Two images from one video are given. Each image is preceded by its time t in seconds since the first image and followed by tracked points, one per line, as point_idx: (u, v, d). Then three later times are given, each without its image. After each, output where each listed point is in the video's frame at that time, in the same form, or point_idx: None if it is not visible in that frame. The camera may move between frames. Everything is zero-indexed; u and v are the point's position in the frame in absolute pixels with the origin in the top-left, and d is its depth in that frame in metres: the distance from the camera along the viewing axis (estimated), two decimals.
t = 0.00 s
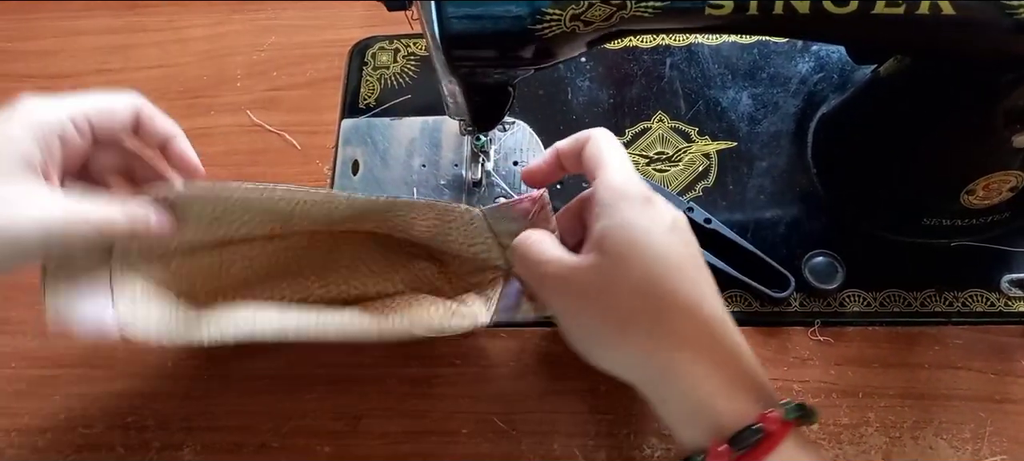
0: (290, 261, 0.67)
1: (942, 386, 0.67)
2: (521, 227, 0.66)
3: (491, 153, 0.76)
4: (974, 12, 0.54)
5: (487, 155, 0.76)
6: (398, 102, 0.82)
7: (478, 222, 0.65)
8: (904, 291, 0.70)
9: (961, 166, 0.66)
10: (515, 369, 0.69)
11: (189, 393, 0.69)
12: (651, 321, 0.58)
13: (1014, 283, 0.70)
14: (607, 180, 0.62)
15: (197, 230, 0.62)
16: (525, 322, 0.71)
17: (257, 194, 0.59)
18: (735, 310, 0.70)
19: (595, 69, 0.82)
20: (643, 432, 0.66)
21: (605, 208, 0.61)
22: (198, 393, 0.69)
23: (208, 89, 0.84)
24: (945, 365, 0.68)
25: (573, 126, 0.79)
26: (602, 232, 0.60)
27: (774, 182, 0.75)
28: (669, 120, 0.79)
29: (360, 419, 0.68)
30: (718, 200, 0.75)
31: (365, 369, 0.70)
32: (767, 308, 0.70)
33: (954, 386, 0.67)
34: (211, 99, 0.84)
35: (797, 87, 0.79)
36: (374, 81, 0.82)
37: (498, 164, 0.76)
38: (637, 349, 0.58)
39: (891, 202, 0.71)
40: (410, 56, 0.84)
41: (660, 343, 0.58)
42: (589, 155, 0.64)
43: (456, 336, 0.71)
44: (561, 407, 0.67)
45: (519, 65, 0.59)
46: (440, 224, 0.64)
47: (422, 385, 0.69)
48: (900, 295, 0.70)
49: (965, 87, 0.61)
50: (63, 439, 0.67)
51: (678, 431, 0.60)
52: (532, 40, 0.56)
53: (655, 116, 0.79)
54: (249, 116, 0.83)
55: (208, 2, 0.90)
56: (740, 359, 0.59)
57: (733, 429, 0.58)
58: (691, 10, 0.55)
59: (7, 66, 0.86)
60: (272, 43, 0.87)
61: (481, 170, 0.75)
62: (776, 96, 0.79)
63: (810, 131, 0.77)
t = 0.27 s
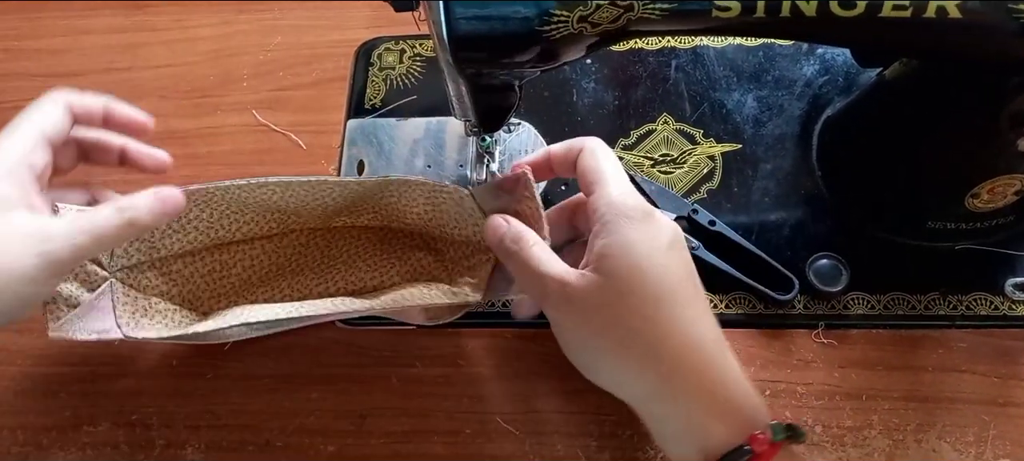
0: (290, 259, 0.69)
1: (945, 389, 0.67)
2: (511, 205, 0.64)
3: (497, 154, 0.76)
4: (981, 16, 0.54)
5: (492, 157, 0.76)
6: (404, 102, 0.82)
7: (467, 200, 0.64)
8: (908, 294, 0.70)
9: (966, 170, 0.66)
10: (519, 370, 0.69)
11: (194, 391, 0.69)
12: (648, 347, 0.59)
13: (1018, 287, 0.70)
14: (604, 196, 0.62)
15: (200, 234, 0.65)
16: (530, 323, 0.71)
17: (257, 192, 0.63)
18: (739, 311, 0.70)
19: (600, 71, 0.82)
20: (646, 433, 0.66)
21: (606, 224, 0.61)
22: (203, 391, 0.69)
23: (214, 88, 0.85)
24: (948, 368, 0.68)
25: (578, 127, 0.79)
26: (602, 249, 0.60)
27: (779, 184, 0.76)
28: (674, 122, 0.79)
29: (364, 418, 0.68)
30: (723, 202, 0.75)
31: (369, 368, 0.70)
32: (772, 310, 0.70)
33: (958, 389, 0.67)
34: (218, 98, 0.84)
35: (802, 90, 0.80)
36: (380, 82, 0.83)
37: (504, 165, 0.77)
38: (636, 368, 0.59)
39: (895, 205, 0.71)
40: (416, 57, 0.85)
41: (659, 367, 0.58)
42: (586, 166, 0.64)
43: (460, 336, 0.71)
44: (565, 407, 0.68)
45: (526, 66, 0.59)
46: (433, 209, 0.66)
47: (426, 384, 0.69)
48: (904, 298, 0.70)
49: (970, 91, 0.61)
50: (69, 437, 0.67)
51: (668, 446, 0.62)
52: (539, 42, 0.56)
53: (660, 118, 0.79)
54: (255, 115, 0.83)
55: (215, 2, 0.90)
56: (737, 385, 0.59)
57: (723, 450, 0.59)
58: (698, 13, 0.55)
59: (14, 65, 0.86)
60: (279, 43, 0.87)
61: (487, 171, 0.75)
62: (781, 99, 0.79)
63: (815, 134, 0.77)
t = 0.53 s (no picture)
0: (284, 269, 0.67)
1: (947, 390, 0.67)
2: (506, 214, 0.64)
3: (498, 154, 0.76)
4: (983, 17, 0.54)
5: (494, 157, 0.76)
6: (406, 102, 0.82)
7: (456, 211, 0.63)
8: (910, 295, 0.70)
9: (966, 171, 0.66)
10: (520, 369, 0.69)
11: (196, 390, 0.69)
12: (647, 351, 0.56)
13: (1020, 288, 0.70)
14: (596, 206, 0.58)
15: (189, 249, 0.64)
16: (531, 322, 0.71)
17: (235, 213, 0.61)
18: (740, 312, 0.70)
19: (602, 71, 0.82)
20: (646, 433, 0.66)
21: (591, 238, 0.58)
22: (204, 389, 0.69)
23: (216, 88, 0.85)
24: (950, 369, 0.68)
25: (579, 127, 0.79)
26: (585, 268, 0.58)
27: (781, 185, 0.76)
28: (676, 122, 0.79)
29: (365, 417, 0.68)
30: (725, 203, 0.75)
31: (371, 367, 0.70)
32: (774, 310, 0.70)
33: (959, 390, 0.67)
34: (219, 98, 0.84)
35: (804, 91, 0.80)
36: (382, 81, 0.83)
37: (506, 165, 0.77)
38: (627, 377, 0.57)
39: (897, 206, 0.71)
40: (418, 56, 0.85)
41: (651, 378, 0.56)
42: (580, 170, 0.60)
43: (461, 336, 0.71)
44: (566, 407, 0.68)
45: (528, 66, 0.59)
46: (423, 219, 0.64)
47: (428, 384, 0.69)
48: (906, 299, 0.70)
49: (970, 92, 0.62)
50: (70, 435, 0.67)
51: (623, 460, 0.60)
52: (541, 41, 0.56)
53: (662, 118, 0.79)
54: (256, 115, 0.83)
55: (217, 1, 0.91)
56: (705, 410, 0.57)
57: None
58: (700, 13, 0.55)
59: (17, 64, 0.86)
60: (281, 43, 0.87)
61: (489, 172, 0.75)
62: (783, 99, 0.79)
63: (817, 135, 0.77)
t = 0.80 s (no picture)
0: (274, 260, 0.68)
1: (941, 387, 0.67)
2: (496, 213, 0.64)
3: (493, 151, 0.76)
4: (976, 12, 0.54)
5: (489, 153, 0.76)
6: (400, 99, 0.82)
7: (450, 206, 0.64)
8: (904, 292, 0.70)
9: (962, 167, 0.66)
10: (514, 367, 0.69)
11: (189, 388, 0.69)
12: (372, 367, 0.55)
13: (1015, 285, 0.70)
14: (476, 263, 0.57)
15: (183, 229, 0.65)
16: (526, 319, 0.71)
17: (242, 189, 0.62)
18: (735, 309, 0.70)
19: (597, 69, 0.82)
20: (640, 430, 0.66)
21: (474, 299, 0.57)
22: (198, 387, 0.69)
23: (210, 85, 0.84)
24: (944, 365, 0.68)
25: (574, 124, 0.79)
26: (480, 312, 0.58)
27: (775, 182, 0.76)
28: (671, 120, 0.79)
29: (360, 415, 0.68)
30: (719, 200, 0.75)
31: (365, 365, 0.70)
32: (768, 306, 0.70)
33: (953, 387, 0.67)
34: (213, 95, 0.84)
35: (799, 88, 0.79)
36: (377, 79, 0.83)
37: (500, 163, 0.77)
38: (354, 393, 0.55)
39: (892, 203, 0.71)
40: (412, 54, 0.84)
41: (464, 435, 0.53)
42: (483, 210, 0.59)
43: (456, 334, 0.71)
44: (560, 404, 0.68)
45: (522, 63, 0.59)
46: (422, 212, 0.66)
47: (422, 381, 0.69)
48: (900, 296, 0.70)
49: (966, 89, 0.61)
50: (63, 433, 0.67)
51: None
52: (535, 38, 0.56)
53: (657, 115, 0.79)
54: (250, 113, 0.83)
55: None
56: None
57: None
58: (694, 9, 0.55)
59: (10, 61, 0.86)
60: (275, 40, 0.87)
61: (483, 169, 0.75)
62: (778, 96, 0.79)
63: (812, 132, 0.77)
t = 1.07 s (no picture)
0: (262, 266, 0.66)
1: (939, 385, 0.67)
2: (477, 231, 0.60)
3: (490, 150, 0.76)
4: (972, 10, 0.54)
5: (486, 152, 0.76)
6: (397, 99, 0.81)
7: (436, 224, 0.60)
8: (901, 290, 0.70)
9: (959, 166, 0.65)
10: (512, 366, 0.69)
11: (186, 388, 0.69)
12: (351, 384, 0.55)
13: (1013, 283, 0.70)
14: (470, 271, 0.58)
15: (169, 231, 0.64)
16: (524, 318, 0.71)
17: (227, 189, 0.60)
18: (733, 307, 0.70)
19: (594, 67, 0.82)
20: (638, 429, 0.66)
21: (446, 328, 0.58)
22: (195, 388, 0.69)
23: (206, 85, 0.84)
24: (942, 363, 0.68)
25: (571, 123, 0.79)
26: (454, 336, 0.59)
27: (772, 180, 0.75)
28: (668, 118, 0.79)
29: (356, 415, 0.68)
30: (717, 198, 0.75)
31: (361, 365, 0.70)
32: (766, 305, 0.70)
33: (951, 385, 0.67)
34: (210, 95, 0.84)
35: (796, 86, 0.79)
36: (373, 78, 0.82)
37: (497, 162, 0.77)
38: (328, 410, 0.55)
39: (889, 201, 0.71)
40: (409, 53, 0.84)
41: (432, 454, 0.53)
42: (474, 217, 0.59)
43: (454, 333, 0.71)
44: (558, 404, 0.68)
45: (518, 62, 0.59)
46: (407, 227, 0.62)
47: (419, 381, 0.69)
48: (898, 294, 0.70)
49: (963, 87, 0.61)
50: (60, 434, 0.67)
51: None
52: (530, 36, 0.56)
53: (654, 114, 0.79)
54: (247, 112, 0.83)
55: None
56: None
57: None
58: (690, 7, 0.55)
59: (5, 62, 0.86)
60: (272, 39, 0.87)
61: (480, 168, 0.75)
62: (775, 95, 0.79)
63: (809, 130, 0.77)
